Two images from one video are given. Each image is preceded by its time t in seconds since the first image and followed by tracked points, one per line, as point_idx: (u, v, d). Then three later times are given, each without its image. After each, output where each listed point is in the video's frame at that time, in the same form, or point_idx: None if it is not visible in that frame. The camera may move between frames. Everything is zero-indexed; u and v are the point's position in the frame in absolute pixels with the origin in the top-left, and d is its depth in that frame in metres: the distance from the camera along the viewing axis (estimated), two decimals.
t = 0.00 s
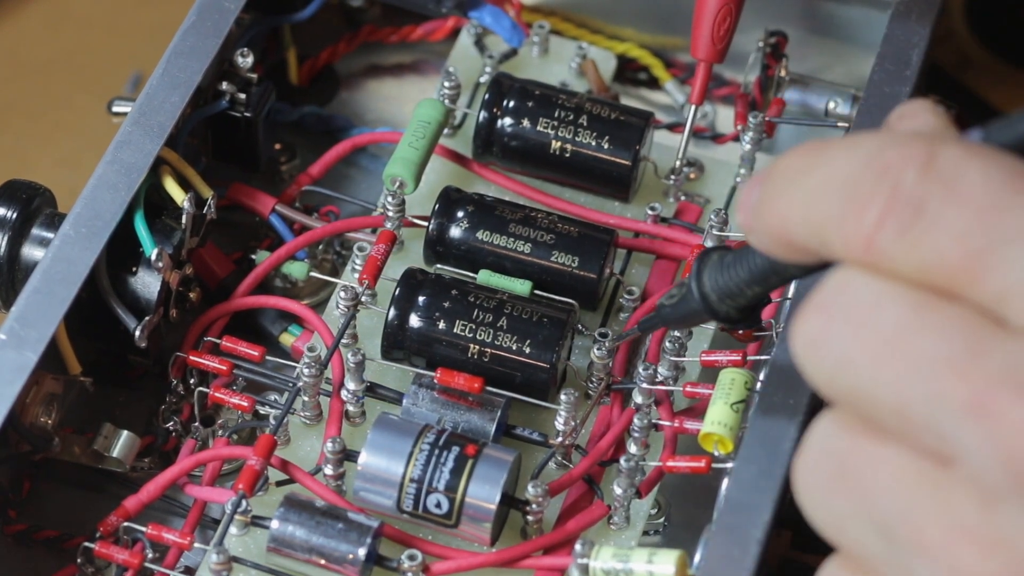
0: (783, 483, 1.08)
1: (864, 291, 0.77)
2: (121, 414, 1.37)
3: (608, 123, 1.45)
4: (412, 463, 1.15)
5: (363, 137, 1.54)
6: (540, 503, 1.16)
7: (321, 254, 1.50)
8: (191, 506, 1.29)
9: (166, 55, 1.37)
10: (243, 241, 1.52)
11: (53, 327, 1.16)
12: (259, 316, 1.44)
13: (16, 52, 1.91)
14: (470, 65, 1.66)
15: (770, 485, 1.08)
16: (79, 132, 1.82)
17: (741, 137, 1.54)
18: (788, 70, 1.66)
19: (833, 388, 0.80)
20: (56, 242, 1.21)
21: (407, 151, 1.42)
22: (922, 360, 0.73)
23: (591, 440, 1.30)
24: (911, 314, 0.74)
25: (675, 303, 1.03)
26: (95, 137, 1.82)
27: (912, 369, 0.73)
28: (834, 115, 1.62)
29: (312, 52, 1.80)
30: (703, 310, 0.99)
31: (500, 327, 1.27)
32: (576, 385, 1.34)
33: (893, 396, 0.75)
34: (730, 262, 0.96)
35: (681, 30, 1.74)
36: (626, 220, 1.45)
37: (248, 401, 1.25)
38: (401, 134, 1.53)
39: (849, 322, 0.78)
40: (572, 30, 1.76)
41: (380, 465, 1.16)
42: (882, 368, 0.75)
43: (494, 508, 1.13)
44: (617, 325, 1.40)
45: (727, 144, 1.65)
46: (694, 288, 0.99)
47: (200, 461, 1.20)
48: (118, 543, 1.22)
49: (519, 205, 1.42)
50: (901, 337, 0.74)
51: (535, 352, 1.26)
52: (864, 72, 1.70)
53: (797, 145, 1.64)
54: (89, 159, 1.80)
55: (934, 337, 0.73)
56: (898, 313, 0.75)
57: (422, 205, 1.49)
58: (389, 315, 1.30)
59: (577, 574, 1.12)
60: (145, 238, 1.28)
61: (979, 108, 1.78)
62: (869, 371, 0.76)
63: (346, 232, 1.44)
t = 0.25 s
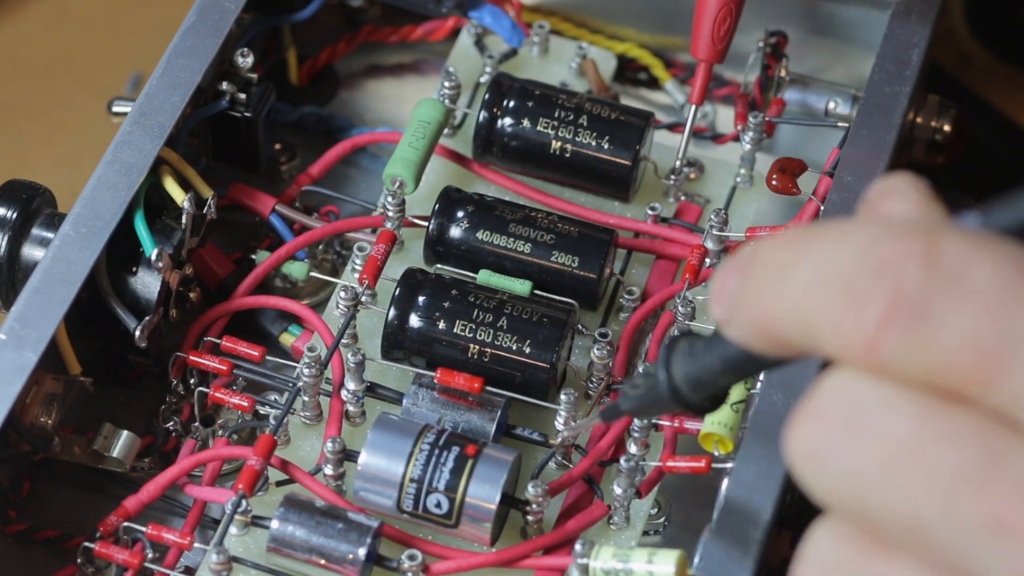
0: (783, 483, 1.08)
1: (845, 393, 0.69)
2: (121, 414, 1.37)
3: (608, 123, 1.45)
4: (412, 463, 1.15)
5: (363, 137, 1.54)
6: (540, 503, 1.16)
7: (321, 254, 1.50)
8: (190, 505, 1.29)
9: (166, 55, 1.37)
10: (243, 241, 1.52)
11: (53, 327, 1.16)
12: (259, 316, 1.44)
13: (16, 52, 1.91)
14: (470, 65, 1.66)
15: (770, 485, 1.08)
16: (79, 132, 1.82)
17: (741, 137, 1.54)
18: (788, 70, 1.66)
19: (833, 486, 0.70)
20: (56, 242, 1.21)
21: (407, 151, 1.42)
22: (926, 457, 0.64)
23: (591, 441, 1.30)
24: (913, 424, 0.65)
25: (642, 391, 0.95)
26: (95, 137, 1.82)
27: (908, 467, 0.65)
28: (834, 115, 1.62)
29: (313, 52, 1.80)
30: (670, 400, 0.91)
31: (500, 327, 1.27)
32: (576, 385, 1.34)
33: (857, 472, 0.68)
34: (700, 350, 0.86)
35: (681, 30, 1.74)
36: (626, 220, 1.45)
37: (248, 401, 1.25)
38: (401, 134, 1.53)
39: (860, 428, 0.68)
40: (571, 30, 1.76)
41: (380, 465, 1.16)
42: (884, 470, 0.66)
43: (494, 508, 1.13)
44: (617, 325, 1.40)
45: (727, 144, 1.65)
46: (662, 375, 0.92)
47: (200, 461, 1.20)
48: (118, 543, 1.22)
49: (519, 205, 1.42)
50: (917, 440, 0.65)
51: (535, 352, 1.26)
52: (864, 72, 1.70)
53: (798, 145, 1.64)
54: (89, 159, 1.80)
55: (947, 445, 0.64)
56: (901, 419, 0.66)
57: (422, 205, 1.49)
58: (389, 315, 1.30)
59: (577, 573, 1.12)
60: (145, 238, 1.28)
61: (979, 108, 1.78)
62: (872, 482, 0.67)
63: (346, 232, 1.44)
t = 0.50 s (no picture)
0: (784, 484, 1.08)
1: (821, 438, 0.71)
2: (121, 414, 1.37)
3: (609, 124, 1.45)
4: (413, 463, 1.15)
5: (364, 137, 1.54)
6: (540, 503, 1.16)
7: (322, 254, 1.50)
8: (191, 505, 1.29)
9: (167, 55, 1.37)
10: (244, 241, 1.52)
11: (54, 327, 1.16)
12: (260, 315, 1.44)
13: (16, 51, 1.91)
14: (471, 65, 1.66)
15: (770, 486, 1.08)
16: (79, 131, 1.82)
17: (742, 138, 1.54)
18: (788, 72, 1.66)
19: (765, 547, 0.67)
20: (57, 241, 1.21)
21: (408, 151, 1.42)
22: (864, 501, 0.62)
23: (591, 441, 1.30)
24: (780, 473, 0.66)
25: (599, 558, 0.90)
26: (95, 137, 1.82)
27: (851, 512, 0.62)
28: (834, 116, 1.62)
29: (313, 52, 1.80)
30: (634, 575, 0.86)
31: (500, 327, 1.27)
32: (577, 385, 1.34)
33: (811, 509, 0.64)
34: None
35: (682, 31, 1.74)
36: (627, 221, 1.45)
37: (249, 401, 1.25)
38: (401, 134, 1.53)
39: (790, 480, 0.65)
40: (572, 31, 1.76)
41: (380, 465, 1.16)
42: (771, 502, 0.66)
43: (494, 509, 1.13)
44: (617, 326, 1.40)
45: (727, 145, 1.65)
46: None
47: (200, 461, 1.20)
48: (118, 543, 1.22)
49: (519, 206, 1.42)
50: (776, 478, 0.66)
51: (536, 353, 1.26)
52: (864, 73, 1.70)
53: (798, 146, 1.64)
54: (89, 159, 1.79)
55: (880, 483, 0.62)
56: (836, 459, 0.64)
57: (423, 205, 1.49)
58: (390, 315, 1.30)
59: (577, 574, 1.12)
60: (145, 238, 1.28)
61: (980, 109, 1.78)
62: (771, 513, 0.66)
63: (347, 231, 1.44)
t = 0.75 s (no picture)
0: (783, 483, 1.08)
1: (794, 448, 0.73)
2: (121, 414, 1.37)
3: (608, 123, 1.45)
4: (412, 463, 1.15)
5: (363, 137, 1.54)
6: (540, 503, 1.16)
7: (321, 254, 1.50)
8: (190, 505, 1.29)
9: (166, 55, 1.37)
10: (243, 241, 1.52)
11: (53, 327, 1.16)
12: (259, 316, 1.44)
13: (16, 52, 1.91)
14: (470, 65, 1.66)
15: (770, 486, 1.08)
16: (79, 132, 1.82)
17: (741, 137, 1.54)
18: (788, 71, 1.66)
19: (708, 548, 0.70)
20: (56, 242, 1.21)
21: (406, 151, 1.42)
22: (806, 510, 0.65)
23: (591, 441, 1.30)
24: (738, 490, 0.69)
25: None
26: (95, 137, 1.82)
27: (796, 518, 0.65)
28: (833, 115, 1.62)
29: (313, 52, 1.80)
30: None
31: (500, 327, 1.27)
32: (576, 385, 1.34)
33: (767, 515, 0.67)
34: None
35: (681, 30, 1.74)
36: (626, 220, 1.45)
37: (248, 401, 1.25)
38: (401, 134, 1.53)
39: (740, 489, 0.68)
40: (571, 30, 1.76)
41: (380, 465, 1.16)
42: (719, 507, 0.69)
43: (494, 508, 1.13)
44: (617, 325, 1.40)
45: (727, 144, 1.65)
46: None
47: (200, 461, 1.20)
48: (118, 543, 1.22)
49: (519, 206, 1.42)
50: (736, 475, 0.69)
51: (535, 352, 1.26)
52: (864, 72, 1.70)
53: (797, 145, 1.64)
54: (89, 159, 1.79)
55: (821, 491, 0.65)
56: (780, 471, 0.67)
57: (422, 205, 1.49)
58: (389, 315, 1.30)
59: (577, 573, 1.12)
60: (144, 238, 1.28)
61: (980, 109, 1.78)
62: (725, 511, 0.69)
63: (346, 232, 1.44)
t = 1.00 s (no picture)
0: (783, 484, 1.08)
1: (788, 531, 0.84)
2: (122, 414, 1.38)
3: (608, 123, 1.45)
4: (413, 463, 1.15)
5: (363, 137, 1.54)
6: (540, 503, 1.16)
7: (321, 254, 1.50)
8: (190, 505, 1.29)
9: (166, 56, 1.37)
10: (243, 241, 1.52)
11: (53, 327, 1.16)
12: (259, 316, 1.44)
13: (16, 51, 1.91)
14: (470, 65, 1.66)
15: (769, 486, 1.08)
16: (79, 133, 1.82)
17: (741, 137, 1.54)
18: (788, 71, 1.66)
19: None
20: (56, 242, 1.21)
21: (406, 151, 1.42)
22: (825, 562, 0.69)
23: (591, 441, 1.30)
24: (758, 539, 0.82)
25: None
26: (94, 137, 1.82)
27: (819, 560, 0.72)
28: (833, 115, 1.62)
29: (313, 52, 1.80)
30: None
31: (500, 327, 1.27)
32: (576, 385, 1.34)
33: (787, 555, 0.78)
34: None
35: (681, 30, 1.74)
36: (627, 220, 1.45)
37: (248, 401, 1.25)
38: (401, 134, 1.53)
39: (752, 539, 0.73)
40: (571, 30, 1.76)
41: (380, 465, 1.16)
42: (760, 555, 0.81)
43: (494, 509, 1.13)
44: (617, 326, 1.40)
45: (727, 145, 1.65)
46: None
47: (200, 461, 1.20)
48: (118, 543, 1.22)
49: (519, 205, 1.42)
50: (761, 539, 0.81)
51: (535, 352, 1.26)
52: (864, 73, 1.69)
53: (797, 145, 1.64)
54: (89, 159, 1.80)
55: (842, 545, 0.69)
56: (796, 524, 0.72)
57: (422, 204, 1.49)
58: (389, 315, 1.30)
59: (577, 573, 1.12)
60: (144, 238, 1.27)
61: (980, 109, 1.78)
62: None
63: (346, 232, 1.44)
